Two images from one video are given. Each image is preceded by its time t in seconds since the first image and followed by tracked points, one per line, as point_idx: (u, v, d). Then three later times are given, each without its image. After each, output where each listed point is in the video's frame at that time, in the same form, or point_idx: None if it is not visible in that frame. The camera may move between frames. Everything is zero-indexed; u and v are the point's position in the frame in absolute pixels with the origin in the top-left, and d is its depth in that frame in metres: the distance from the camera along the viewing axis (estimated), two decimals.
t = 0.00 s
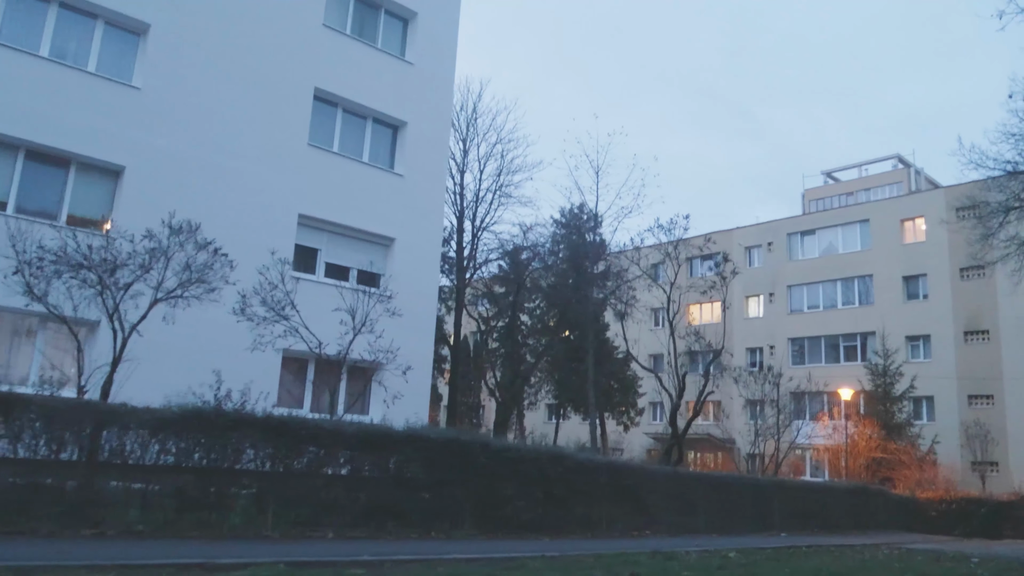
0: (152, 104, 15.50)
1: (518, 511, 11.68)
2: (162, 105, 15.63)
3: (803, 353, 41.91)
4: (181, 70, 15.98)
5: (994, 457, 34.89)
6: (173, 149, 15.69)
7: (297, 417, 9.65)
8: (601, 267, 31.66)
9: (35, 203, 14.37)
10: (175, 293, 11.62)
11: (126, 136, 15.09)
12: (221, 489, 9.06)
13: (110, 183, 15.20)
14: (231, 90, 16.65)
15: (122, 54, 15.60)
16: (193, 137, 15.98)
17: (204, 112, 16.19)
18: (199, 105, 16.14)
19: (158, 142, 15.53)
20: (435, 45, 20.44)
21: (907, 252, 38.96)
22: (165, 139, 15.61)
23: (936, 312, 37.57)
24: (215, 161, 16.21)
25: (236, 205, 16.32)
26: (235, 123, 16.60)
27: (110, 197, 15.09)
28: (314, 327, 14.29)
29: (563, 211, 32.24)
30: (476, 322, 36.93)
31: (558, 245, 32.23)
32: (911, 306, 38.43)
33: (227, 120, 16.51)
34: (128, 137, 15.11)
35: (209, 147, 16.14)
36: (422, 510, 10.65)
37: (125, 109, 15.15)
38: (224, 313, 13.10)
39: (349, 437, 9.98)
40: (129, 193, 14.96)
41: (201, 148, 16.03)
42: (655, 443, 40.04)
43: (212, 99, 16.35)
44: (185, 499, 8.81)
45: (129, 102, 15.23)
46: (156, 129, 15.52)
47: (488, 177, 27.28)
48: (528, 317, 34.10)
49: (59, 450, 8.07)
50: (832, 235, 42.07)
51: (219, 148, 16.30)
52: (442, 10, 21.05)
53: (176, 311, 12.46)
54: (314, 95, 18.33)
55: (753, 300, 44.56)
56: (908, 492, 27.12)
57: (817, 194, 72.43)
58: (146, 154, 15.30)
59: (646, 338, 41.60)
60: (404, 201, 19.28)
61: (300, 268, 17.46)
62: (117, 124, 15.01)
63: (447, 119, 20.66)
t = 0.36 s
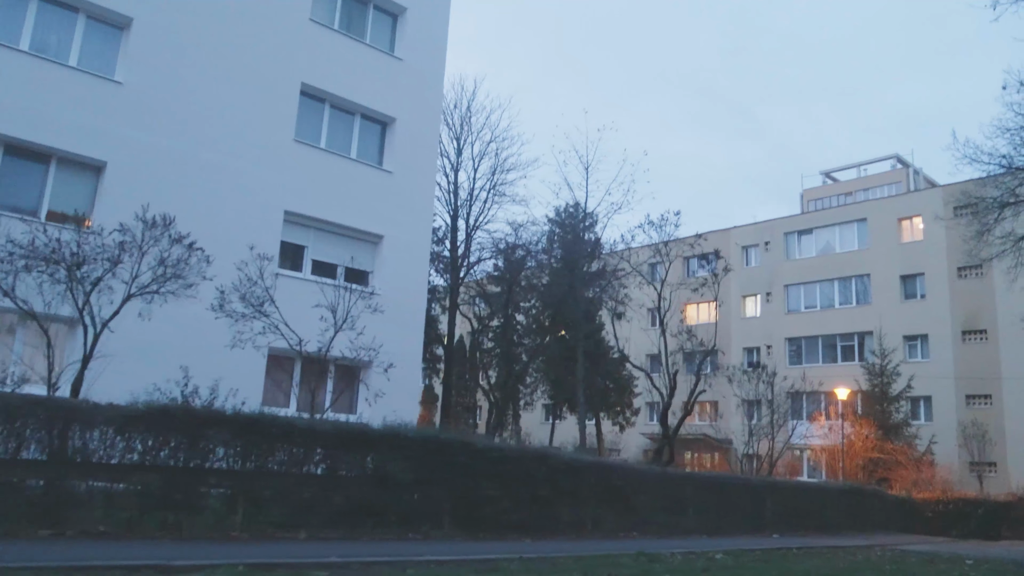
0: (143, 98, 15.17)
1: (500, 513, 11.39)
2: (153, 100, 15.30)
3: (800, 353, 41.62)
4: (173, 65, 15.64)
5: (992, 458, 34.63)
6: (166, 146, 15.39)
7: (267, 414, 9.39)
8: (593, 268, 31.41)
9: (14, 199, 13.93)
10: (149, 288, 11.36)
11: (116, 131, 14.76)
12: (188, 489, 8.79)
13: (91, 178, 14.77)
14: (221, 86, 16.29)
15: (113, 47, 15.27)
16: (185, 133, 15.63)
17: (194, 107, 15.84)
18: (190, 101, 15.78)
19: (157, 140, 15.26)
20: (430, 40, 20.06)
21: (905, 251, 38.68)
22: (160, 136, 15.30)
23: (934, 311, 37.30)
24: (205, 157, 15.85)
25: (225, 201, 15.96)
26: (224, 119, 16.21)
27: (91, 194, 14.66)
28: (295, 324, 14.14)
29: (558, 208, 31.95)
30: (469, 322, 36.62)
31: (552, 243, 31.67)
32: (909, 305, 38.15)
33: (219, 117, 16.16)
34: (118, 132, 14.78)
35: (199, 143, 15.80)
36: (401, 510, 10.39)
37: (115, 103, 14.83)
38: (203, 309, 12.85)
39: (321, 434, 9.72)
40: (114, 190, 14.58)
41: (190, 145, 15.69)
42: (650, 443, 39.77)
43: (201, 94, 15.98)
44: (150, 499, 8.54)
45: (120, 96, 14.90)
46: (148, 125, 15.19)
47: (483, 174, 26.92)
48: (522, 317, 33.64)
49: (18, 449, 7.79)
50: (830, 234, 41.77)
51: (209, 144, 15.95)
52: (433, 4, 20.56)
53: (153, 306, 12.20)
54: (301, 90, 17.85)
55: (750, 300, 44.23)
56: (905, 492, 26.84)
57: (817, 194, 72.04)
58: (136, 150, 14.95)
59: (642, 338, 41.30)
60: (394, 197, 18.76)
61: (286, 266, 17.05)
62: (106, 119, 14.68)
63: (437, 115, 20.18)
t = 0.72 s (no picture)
0: (132, 93, 14.91)
1: (480, 513, 11.17)
2: (142, 95, 15.04)
3: (796, 352, 41.39)
4: (160, 59, 15.36)
5: (989, 458, 34.39)
6: (156, 144, 15.16)
7: (232, 410, 9.15)
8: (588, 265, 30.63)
9: None
10: (120, 282, 11.09)
11: (104, 126, 14.49)
12: (149, 487, 8.58)
13: (71, 172, 14.41)
14: (210, 81, 16.03)
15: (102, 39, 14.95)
16: (173, 130, 15.38)
17: (183, 104, 15.58)
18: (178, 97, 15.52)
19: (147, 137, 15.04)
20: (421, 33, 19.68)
21: (902, 249, 38.41)
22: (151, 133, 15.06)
23: (931, 309, 37.03)
24: (194, 155, 15.62)
25: (211, 197, 15.64)
26: (212, 115, 15.94)
27: (72, 189, 14.28)
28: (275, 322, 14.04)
29: (552, 205, 31.22)
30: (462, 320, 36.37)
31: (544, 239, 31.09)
32: (905, 304, 37.90)
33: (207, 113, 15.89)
34: (107, 127, 14.52)
35: (189, 140, 15.57)
36: (379, 509, 10.21)
37: (104, 98, 14.56)
38: (180, 305, 12.63)
39: (293, 430, 9.52)
40: (95, 185, 14.25)
41: (180, 141, 15.45)
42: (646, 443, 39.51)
43: (189, 91, 15.72)
44: (107, 498, 8.29)
45: (108, 90, 14.64)
46: (137, 120, 14.93)
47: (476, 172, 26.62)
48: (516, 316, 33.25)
49: None
50: (827, 232, 41.51)
51: (199, 141, 15.72)
52: None
53: (128, 301, 11.97)
54: (286, 84, 17.43)
55: (747, 299, 44.00)
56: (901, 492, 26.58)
57: (815, 193, 71.69)
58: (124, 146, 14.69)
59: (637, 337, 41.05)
60: (381, 193, 18.39)
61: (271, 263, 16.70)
62: (93, 113, 14.40)
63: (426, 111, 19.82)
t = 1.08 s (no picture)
0: (127, 91, 14.52)
1: (457, 510, 10.92)
2: (139, 96, 14.66)
3: (793, 350, 41.11)
4: (153, 55, 14.92)
5: (986, 457, 34.12)
6: (156, 144, 14.81)
7: (197, 404, 8.88)
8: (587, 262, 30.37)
9: None
10: (91, 274, 10.81)
11: (97, 123, 14.09)
12: (110, 483, 8.31)
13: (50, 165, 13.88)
14: (210, 81, 15.66)
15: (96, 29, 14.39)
16: (173, 130, 15.03)
17: (183, 107, 15.23)
18: (177, 98, 15.15)
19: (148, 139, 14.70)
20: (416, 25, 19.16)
21: (899, 247, 38.14)
22: (149, 130, 14.71)
23: (929, 307, 36.75)
24: (177, 148, 15.07)
25: (196, 192, 15.14)
26: (205, 111, 15.48)
27: (51, 182, 13.75)
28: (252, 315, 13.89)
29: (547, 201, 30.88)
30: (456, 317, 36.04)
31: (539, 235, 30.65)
32: (903, 302, 37.62)
33: (206, 113, 15.50)
34: (102, 124, 14.13)
35: (173, 133, 15.02)
36: (352, 504, 9.99)
37: (99, 95, 14.17)
38: (155, 299, 12.40)
39: (261, 424, 9.28)
40: (75, 178, 13.74)
41: (174, 139, 15.04)
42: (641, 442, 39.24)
43: (189, 91, 15.37)
44: (66, 495, 8.01)
45: (100, 85, 14.22)
46: (135, 119, 14.57)
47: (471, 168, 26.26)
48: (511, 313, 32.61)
49: None
50: (824, 229, 41.22)
51: (183, 134, 15.16)
52: None
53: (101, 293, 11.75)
54: (272, 76, 16.81)
55: (744, 297, 43.67)
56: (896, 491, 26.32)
57: (813, 190, 71.33)
58: (119, 143, 14.31)
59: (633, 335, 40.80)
60: (368, 189, 17.74)
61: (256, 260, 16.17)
62: (82, 110, 13.96)
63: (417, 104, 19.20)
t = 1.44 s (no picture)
0: (127, 91, 14.16)
1: (431, 510, 10.62)
2: (135, 95, 14.25)
3: (790, 347, 40.80)
4: (145, 49, 14.47)
5: (983, 456, 33.82)
6: (150, 141, 14.39)
7: (159, 398, 8.62)
8: (581, 259, 30.51)
9: None
10: (58, 265, 10.52)
11: (88, 118, 13.67)
12: (65, 480, 8.03)
13: (27, 156, 13.34)
14: (195, 73, 15.08)
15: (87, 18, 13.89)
16: (156, 122, 14.48)
17: (184, 109, 14.84)
18: (177, 100, 14.77)
19: (149, 138, 14.35)
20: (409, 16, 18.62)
21: (897, 244, 37.84)
22: (150, 126, 14.36)
23: (926, 305, 36.49)
24: (159, 140, 14.49)
25: (180, 186, 14.59)
26: (188, 103, 14.90)
27: (27, 173, 13.21)
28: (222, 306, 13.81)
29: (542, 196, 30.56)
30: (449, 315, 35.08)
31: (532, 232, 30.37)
32: (900, 300, 37.34)
33: (195, 108, 14.98)
34: (96, 120, 13.74)
35: (155, 125, 14.44)
36: (323, 501, 9.70)
37: (93, 92, 13.77)
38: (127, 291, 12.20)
39: (225, 420, 9.00)
40: (51, 171, 13.19)
41: (157, 131, 14.48)
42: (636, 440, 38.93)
43: (173, 84, 14.80)
44: (17, 492, 7.71)
45: (93, 79, 13.81)
46: (134, 119, 14.22)
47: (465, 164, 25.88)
48: (507, 311, 31.91)
49: None
50: (821, 226, 40.90)
51: (165, 126, 14.58)
52: None
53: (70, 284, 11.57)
54: (257, 68, 16.23)
55: (741, 294, 43.33)
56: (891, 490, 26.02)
57: (811, 188, 71.05)
58: (111, 139, 13.88)
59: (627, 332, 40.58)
60: (356, 183, 17.14)
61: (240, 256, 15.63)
62: (70, 104, 13.51)
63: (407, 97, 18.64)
